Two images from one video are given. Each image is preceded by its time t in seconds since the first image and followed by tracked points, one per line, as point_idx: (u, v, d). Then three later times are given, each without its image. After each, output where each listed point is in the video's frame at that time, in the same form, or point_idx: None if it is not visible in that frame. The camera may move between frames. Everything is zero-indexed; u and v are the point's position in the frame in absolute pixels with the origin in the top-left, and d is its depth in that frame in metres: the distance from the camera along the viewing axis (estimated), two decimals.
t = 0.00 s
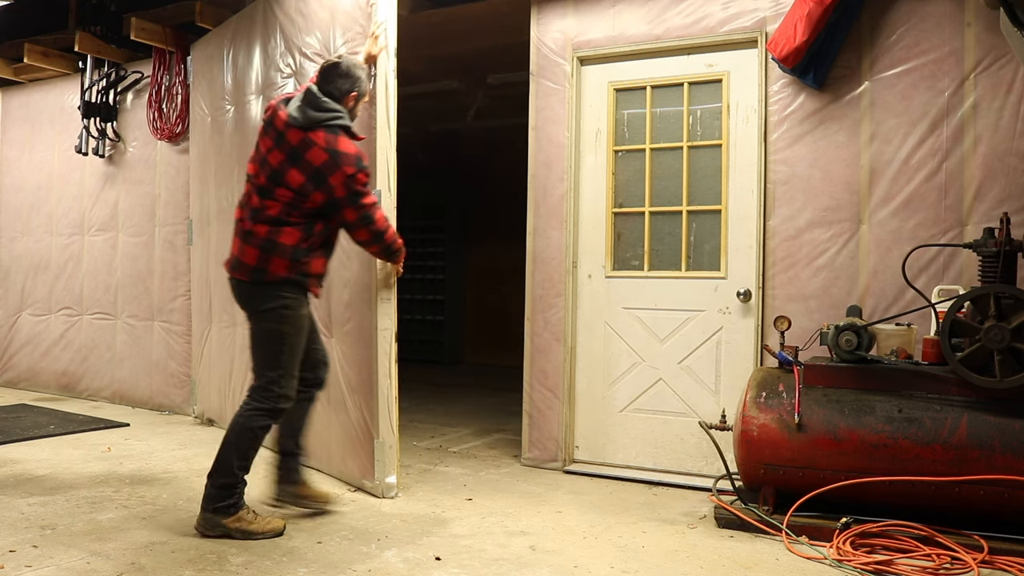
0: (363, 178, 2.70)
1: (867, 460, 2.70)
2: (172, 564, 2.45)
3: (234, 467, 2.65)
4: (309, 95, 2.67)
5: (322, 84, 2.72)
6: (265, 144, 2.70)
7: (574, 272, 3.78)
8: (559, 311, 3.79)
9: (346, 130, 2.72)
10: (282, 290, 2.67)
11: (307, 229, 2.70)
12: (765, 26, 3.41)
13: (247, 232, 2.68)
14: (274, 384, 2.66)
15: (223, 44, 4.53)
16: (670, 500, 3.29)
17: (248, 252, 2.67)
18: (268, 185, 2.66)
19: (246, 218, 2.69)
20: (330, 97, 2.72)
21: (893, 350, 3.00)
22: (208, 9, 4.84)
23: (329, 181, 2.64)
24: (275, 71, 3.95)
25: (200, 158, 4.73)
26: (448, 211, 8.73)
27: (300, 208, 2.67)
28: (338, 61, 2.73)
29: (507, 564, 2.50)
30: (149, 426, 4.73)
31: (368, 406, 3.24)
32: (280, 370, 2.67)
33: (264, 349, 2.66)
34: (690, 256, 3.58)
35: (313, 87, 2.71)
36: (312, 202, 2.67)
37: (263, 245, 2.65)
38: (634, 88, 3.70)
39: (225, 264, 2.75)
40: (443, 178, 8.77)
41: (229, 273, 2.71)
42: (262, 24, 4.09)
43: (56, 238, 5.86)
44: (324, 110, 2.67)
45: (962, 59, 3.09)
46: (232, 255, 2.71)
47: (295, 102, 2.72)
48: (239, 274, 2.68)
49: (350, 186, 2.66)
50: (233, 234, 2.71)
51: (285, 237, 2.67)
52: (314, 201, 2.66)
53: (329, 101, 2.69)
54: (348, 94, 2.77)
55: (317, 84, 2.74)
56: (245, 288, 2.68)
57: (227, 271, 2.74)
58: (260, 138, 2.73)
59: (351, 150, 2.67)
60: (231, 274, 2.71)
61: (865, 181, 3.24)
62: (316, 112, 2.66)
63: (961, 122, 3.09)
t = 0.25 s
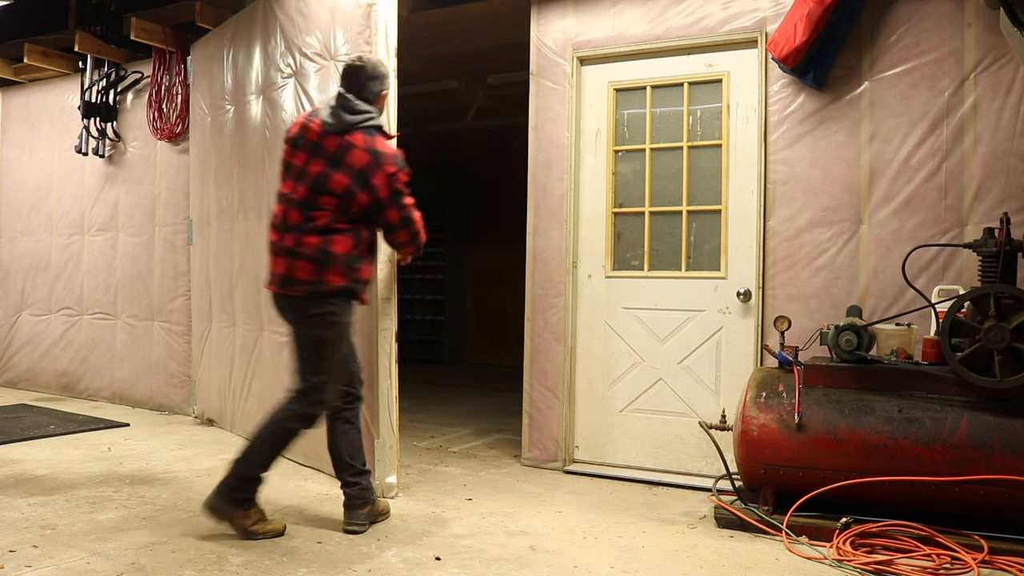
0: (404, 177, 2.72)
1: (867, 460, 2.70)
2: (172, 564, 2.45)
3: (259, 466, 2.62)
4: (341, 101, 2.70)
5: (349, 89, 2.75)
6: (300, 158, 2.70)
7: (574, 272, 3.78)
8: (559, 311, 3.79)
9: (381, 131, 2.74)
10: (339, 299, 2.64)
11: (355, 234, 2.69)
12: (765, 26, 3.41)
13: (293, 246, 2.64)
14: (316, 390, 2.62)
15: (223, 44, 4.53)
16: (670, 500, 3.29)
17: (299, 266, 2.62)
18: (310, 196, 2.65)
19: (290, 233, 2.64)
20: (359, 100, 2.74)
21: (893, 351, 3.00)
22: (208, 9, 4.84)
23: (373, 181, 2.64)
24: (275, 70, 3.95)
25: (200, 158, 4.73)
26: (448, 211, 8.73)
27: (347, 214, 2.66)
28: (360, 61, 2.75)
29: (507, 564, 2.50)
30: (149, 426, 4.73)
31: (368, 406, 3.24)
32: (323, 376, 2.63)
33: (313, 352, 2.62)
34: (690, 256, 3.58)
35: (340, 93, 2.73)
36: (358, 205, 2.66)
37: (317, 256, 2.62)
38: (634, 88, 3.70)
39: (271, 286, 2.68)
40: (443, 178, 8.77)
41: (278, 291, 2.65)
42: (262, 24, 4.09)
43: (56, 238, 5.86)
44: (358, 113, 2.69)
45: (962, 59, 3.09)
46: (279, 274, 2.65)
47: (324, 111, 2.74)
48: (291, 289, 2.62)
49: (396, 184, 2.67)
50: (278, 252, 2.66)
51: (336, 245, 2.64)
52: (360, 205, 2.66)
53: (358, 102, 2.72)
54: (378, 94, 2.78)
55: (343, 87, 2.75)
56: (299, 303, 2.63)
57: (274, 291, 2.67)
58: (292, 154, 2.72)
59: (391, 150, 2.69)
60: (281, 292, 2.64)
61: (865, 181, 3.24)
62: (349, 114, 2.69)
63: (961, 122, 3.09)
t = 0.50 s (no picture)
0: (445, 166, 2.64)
1: (867, 460, 2.70)
2: (172, 564, 2.45)
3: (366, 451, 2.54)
4: (376, 95, 2.58)
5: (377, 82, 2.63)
6: (340, 158, 2.57)
7: (574, 272, 3.78)
8: (559, 312, 3.79)
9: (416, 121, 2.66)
10: (402, 299, 2.56)
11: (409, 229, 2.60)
12: (765, 26, 3.41)
13: (352, 249, 2.53)
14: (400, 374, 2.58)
15: (223, 44, 4.52)
16: (670, 500, 3.29)
17: (362, 271, 2.52)
18: (360, 195, 2.53)
19: (347, 236, 2.53)
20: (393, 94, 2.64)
21: (893, 351, 3.00)
22: (208, 9, 4.84)
23: (419, 172, 2.55)
24: (275, 70, 3.95)
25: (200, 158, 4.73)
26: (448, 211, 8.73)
27: (400, 211, 2.57)
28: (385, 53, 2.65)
29: (507, 564, 2.50)
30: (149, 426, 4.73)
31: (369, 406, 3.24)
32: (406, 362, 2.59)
33: (376, 347, 2.56)
34: (690, 256, 3.58)
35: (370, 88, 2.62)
36: (408, 199, 2.57)
37: (380, 257, 2.52)
38: (634, 88, 3.70)
39: (330, 293, 2.56)
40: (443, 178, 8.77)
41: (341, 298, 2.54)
42: (262, 24, 4.09)
43: (56, 238, 5.86)
44: (395, 106, 2.60)
45: (962, 59, 3.09)
46: (341, 280, 2.53)
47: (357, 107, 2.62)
48: (357, 295, 2.52)
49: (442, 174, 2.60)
50: (335, 258, 2.54)
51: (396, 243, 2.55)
52: (412, 199, 2.57)
53: (393, 96, 2.62)
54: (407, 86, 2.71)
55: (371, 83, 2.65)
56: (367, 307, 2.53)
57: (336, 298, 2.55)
58: (329, 154, 2.59)
59: (431, 140, 2.61)
60: (346, 298, 2.53)
61: (865, 181, 3.24)
62: (386, 108, 2.58)
63: (961, 122, 3.09)
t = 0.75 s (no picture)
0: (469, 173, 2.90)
1: (867, 460, 2.70)
2: (172, 564, 2.45)
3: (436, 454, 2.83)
4: (425, 102, 2.73)
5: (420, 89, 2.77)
6: (392, 160, 2.68)
7: (574, 272, 3.78)
8: (559, 312, 3.79)
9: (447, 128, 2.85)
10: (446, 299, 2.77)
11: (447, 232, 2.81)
12: (765, 26, 3.41)
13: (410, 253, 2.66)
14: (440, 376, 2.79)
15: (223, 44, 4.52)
16: (670, 500, 3.29)
17: (419, 273, 2.67)
18: (418, 200, 2.68)
19: (406, 239, 2.65)
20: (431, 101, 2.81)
21: (893, 351, 3.00)
22: (208, 9, 4.84)
23: (464, 179, 2.78)
24: (275, 70, 3.94)
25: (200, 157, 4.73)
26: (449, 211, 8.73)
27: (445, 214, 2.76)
28: (424, 61, 2.79)
29: (507, 564, 2.50)
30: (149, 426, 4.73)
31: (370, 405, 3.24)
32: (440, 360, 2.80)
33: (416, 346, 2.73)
34: (690, 256, 3.58)
35: (414, 94, 2.75)
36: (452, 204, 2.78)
37: (434, 260, 2.70)
38: (634, 88, 3.70)
39: (385, 295, 2.65)
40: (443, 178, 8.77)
41: (399, 300, 2.65)
42: (262, 24, 4.09)
43: (56, 238, 5.86)
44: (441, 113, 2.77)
45: (962, 59, 3.09)
46: (399, 283, 2.65)
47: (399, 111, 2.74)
48: (414, 297, 2.66)
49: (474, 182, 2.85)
50: (392, 261, 2.65)
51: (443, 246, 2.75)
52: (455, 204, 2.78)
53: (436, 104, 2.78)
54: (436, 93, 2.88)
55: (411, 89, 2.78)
56: (421, 308, 2.69)
57: (392, 300, 2.65)
58: (378, 156, 2.68)
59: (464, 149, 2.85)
60: (403, 300, 2.65)
61: (865, 181, 3.24)
62: (435, 116, 2.75)
63: (961, 122, 3.09)
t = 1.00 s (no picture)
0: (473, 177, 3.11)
1: (867, 460, 2.70)
2: (172, 564, 2.45)
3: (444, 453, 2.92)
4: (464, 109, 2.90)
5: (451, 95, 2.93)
6: (439, 163, 2.79)
7: (574, 272, 3.78)
8: (559, 311, 3.79)
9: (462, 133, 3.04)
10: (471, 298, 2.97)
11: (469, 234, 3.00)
12: (765, 26, 3.41)
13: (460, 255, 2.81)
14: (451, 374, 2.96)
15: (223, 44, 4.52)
16: (670, 500, 3.29)
17: (465, 275, 2.84)
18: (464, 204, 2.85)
19: (459, 242, 2.80)
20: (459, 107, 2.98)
21: (893, 351, 3.00)
22: (208, 9, 4.83)
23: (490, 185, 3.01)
24: (275, 70, 3.94)
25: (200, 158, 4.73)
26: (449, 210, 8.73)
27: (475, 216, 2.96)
28: (454, 68, 2.95)
29: (507, 564, 2.50)
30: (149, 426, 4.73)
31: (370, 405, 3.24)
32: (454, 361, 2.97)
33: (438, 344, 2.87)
34: (690, 256, 3.58)
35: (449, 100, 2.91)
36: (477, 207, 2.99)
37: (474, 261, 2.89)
38: (634, 88, 3.70)
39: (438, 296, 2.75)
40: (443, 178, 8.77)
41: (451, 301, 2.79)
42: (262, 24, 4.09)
43: (56, 238, 5.86)
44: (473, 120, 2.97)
45: (962, 59, 3.09)
46: (451, 284, 2.78)
47: (435, 116, 2.85)
48: (461, 297, 2.82)
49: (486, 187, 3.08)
50: (445, 263, 2.77)
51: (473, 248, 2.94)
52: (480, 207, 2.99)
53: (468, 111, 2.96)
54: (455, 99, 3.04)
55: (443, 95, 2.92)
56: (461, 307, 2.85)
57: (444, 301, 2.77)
58: (428, 158, 2.77)
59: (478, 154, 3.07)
60: (454, 301, 2.80)
61: (865, 181, 3.24)
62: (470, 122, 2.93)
63: (961, 122, 3.09)
